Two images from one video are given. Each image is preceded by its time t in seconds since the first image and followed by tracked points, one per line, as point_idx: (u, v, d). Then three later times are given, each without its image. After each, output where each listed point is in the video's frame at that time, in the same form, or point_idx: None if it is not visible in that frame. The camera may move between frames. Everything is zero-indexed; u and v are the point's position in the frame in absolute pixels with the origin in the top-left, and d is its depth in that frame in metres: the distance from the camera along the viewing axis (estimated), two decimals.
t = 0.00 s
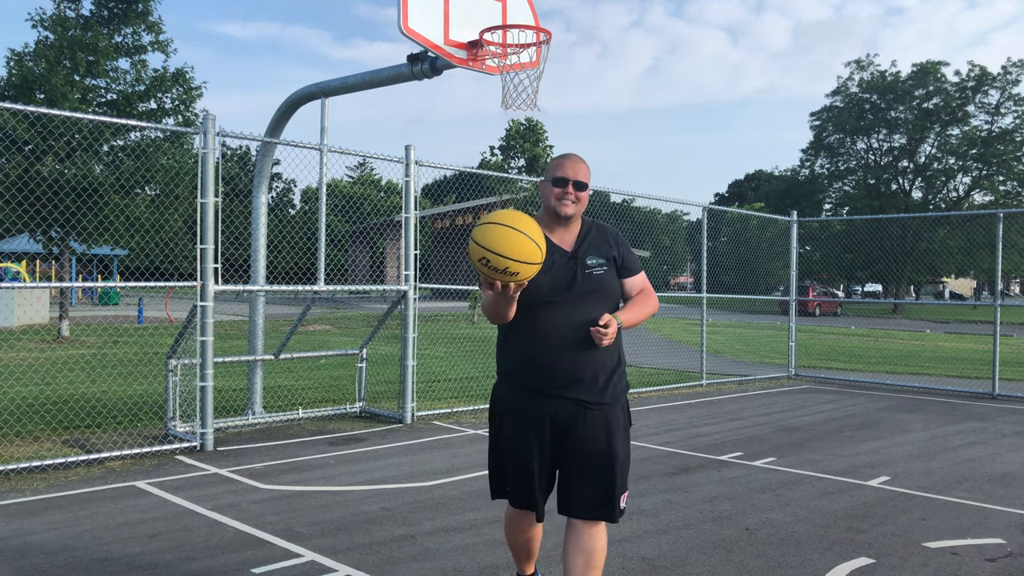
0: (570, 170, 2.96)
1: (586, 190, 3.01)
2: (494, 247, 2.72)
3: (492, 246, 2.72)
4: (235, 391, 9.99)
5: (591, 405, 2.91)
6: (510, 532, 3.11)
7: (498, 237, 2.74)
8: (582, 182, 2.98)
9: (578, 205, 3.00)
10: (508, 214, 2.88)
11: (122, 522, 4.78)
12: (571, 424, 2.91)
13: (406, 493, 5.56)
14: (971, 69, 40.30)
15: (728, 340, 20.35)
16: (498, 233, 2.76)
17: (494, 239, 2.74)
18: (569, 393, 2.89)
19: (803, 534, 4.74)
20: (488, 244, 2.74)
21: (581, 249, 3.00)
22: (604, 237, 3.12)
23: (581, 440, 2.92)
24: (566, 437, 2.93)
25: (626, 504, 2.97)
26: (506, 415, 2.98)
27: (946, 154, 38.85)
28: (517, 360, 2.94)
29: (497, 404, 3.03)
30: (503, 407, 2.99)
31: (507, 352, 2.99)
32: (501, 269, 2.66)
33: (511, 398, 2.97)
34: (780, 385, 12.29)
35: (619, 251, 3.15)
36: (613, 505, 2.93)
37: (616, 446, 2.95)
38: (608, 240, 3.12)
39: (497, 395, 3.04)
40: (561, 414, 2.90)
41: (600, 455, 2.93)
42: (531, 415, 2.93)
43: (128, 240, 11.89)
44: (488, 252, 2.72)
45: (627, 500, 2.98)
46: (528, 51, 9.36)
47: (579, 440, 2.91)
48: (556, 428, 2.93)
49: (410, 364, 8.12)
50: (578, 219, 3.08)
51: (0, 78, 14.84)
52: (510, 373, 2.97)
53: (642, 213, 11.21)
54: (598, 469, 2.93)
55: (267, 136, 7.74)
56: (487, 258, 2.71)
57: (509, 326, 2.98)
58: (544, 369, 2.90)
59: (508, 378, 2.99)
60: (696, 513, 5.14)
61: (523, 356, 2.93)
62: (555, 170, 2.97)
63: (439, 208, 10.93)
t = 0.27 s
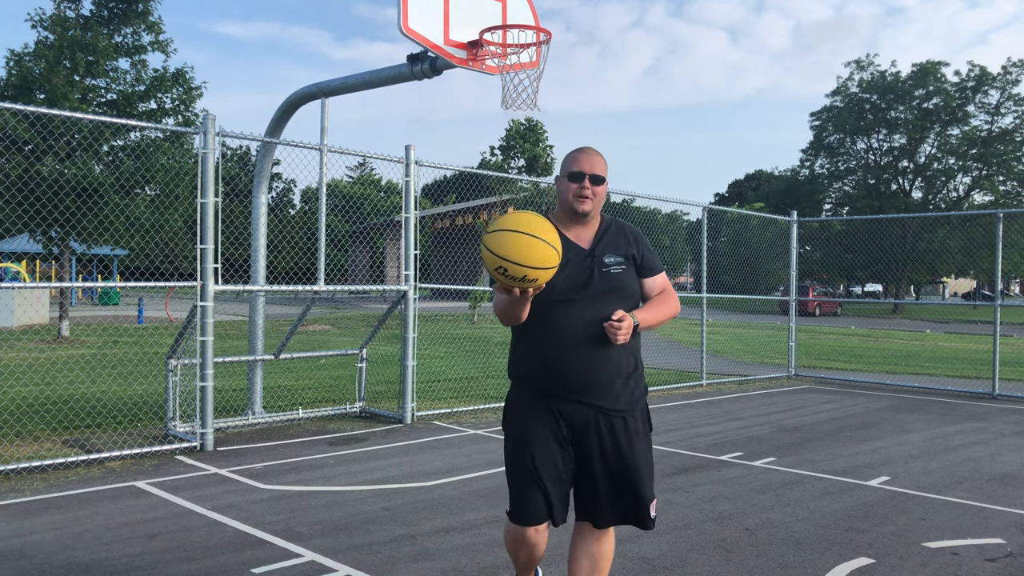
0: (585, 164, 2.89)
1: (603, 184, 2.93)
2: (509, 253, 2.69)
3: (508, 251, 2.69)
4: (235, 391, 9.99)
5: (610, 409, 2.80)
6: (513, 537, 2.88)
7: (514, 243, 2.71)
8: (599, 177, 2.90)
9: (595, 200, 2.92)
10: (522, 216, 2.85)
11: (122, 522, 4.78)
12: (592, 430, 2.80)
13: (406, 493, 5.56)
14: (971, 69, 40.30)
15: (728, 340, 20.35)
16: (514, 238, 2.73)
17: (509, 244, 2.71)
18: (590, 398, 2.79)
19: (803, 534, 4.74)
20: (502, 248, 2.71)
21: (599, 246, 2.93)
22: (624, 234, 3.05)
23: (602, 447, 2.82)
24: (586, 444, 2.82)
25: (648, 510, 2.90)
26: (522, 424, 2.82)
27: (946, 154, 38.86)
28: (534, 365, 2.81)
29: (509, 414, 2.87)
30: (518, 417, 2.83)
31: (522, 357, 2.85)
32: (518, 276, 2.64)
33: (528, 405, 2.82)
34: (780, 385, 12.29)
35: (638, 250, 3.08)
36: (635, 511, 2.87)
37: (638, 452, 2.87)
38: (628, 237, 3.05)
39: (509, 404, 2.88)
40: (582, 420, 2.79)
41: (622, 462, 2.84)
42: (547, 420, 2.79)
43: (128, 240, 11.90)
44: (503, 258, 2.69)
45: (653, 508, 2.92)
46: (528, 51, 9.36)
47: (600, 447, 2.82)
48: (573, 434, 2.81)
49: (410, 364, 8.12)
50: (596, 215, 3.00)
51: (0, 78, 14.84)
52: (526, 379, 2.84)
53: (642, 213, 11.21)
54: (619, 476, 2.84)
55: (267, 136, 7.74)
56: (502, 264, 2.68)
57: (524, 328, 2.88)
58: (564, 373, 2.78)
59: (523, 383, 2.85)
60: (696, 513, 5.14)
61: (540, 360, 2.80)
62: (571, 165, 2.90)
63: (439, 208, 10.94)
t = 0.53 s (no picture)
0: (593, 158, 2.81)
1: (612, 179, 2.84)
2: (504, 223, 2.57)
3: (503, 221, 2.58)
4: (235, 391, 9.99)
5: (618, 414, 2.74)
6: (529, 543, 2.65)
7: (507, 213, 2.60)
8: (607, 170, 2.82)
9: (602, 195, 2.83)
10: (525, 188, 2.76)
11: (122, 522, 4.78)
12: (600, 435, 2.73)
13: (406, 493, 5.56)
14: (971, 69, 40.31)
15: (728, 340, 20.36)
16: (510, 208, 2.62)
17: (504, 213, 2.60)
18: (600, 401, 2.71)
19: (803, 534, 4.74)
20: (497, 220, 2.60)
21: (608, 244, 2.85)
22: (634, 232, 2.96)
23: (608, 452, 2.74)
24: (592, 450, 2.74)
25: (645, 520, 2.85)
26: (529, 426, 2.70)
27: (946, 154, 38.88)
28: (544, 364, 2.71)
29: (514, 415, 2.76)
30: (525, 418, 2.71)
31: (530, 355, 2.74)
32: (505, 246, 2.52)
33: (536, 406, 2.71)
34: (780, 385, 12.29)
35: (650, 248, 3.00)
36: (633, 520, 2.82)
37: (640, 458, 2.82)
38: (639, 235, 2.97)
39: (515, 405, 2.77)
40: (590, 424, 2.71)
41: (626, 469, 2.78)
42: (555, 423, 2.69)
43: (128, 240, 11.90)
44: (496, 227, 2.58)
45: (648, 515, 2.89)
46: (528, 51, 9.36)
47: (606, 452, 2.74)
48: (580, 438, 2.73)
49: (410, 364, 8.12)
50: (604, 211, 2.92)
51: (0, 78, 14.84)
52: (534, 379, 2.72)
53: (642, 213, 11.21)
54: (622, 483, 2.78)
55: (267, 136, 7.74)
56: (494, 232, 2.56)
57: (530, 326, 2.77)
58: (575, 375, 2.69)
59: (530, 384, 2.74)
60: (696, 513, 5.14)
61: (551, 359, 2.70)
62: (578, 159, 2.82)
63: (440, 209, 10.94)
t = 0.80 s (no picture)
0: (586, 160, 2.69)
1: (609, 180, 2.72)
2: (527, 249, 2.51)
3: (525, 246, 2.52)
4: (236, 391, 10.00)
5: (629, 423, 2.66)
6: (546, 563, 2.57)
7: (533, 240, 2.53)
8: (602, 172, 2.70)
9: (599, 198, 2.72)
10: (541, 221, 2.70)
11: (122, 522, 4.78)
12: (610, 446, 2.64)
13: (406, 493, 5.56)
14: (971, 69, 40.32)
15: (728, 340, 20.37)
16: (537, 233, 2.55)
17: (524, 239, 2.55)
18: (612, 412, 2.61)
19: (803, 534, 4.74)
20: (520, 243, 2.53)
21: (610, 248, 2.74)
22: (634, 233, 2.86)
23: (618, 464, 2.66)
24: (602, 461, 2.66)
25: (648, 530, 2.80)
26: (538, 436, 2.60)
27: (946, 154, 38.87)
28: (554, 373, 2.60)
29: (522, 424, 2.65)
30: (533, 429, 2.61)
31: (539, 362, 2.62)
32: (531, 279, 2.43)
33: (545, 416, 2.61)
34: (779, 385, 12.29)
35: (651, 249, 2.91)
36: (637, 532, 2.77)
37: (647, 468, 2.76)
38: (639, 236, 2.87)
39: (523, 413, 2.65)
40: (602, 434, 2.62)
41: (634, 480, 2.71)
42: (566, 434, 2.59)
43: (128, 240, 11.90)
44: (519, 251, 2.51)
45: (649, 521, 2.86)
46: (528, 51, 9.36)
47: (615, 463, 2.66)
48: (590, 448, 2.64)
49: (410, 364, 8.12)
50: (602, 214, 2.81)
51: (1, 78, 14.86)
52: (544, 388, 2.61)
53: (642, 213, 11.20)
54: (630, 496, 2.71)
55: (267, 136, 7.74)
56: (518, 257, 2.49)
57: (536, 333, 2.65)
58: (587, 385, 2.59)
59: (540, 392, 2.62)
60: (696, 513, 5.14)
61: (562, 368, 2.59)
62: (572, 161, 2.71)
63: (439, 209, 10.94)
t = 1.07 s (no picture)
0: (578, 152, 2.62)
1: (602, 172, 2.65)
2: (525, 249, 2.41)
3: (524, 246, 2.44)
4: (236, 391, 10.00)
5: (631, 427, 2.60)
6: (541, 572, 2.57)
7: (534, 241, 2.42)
8: (594, 164, 2.63)
9: (593, 191, 2.65)
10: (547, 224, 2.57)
11: (122, 522, 4.78)
12: (611, 450, 2.57)
13: (406, 493, 5.56)
14: (971, 69, 40.34)
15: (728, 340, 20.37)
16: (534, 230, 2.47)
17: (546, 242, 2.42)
18: (612, 413, 2.56)
19: (803, 534, 4.74)
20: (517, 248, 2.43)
21: (608, 243, 2.69)
22: (631, 225, 2.81)
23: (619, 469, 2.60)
24: (603, 466, 2.59)
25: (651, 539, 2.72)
26: (536, 437, 2.55)
27: (946, 154, 38.88)
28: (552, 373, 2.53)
29: (520, 429, 2.58)
30: (530, 431, 2.56)
31: (536, 362, 2.56)
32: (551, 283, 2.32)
33: (543, 417, 2.54)
34: (780, 385, 12.29)
35: (650, 241, 2.86)
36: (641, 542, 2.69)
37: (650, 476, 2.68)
38: (636, 227, 2.82)
39: (519, 415, 2.59)
40: (603, 438, 2.56)
41: (636, 486, 2.64)
42: (566, 438, 2.53)
43: (128, 240, 11.90)
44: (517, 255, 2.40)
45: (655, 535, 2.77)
46: (528, 51, 9.36)
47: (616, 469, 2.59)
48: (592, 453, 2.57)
49: (410, 364, 8.12)
50: (597, 207, 2.75)
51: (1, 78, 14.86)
52: (541, 389, 2.55)
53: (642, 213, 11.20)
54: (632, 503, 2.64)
55: (267, 136, 7.74)
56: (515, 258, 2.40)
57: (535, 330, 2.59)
58: (586, 385, 2.53)
59: (537, 392, 2.56)
60: (696, 513, 5.14)
61: (560, 368, 2.53)
62: (563, 157, 2.63)
63: (439, 208, 10.93)
